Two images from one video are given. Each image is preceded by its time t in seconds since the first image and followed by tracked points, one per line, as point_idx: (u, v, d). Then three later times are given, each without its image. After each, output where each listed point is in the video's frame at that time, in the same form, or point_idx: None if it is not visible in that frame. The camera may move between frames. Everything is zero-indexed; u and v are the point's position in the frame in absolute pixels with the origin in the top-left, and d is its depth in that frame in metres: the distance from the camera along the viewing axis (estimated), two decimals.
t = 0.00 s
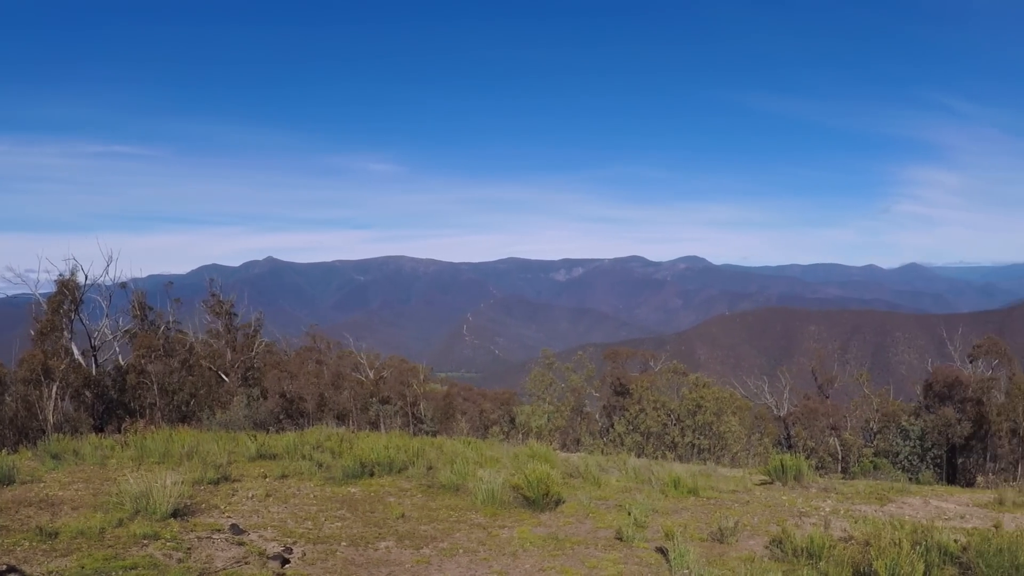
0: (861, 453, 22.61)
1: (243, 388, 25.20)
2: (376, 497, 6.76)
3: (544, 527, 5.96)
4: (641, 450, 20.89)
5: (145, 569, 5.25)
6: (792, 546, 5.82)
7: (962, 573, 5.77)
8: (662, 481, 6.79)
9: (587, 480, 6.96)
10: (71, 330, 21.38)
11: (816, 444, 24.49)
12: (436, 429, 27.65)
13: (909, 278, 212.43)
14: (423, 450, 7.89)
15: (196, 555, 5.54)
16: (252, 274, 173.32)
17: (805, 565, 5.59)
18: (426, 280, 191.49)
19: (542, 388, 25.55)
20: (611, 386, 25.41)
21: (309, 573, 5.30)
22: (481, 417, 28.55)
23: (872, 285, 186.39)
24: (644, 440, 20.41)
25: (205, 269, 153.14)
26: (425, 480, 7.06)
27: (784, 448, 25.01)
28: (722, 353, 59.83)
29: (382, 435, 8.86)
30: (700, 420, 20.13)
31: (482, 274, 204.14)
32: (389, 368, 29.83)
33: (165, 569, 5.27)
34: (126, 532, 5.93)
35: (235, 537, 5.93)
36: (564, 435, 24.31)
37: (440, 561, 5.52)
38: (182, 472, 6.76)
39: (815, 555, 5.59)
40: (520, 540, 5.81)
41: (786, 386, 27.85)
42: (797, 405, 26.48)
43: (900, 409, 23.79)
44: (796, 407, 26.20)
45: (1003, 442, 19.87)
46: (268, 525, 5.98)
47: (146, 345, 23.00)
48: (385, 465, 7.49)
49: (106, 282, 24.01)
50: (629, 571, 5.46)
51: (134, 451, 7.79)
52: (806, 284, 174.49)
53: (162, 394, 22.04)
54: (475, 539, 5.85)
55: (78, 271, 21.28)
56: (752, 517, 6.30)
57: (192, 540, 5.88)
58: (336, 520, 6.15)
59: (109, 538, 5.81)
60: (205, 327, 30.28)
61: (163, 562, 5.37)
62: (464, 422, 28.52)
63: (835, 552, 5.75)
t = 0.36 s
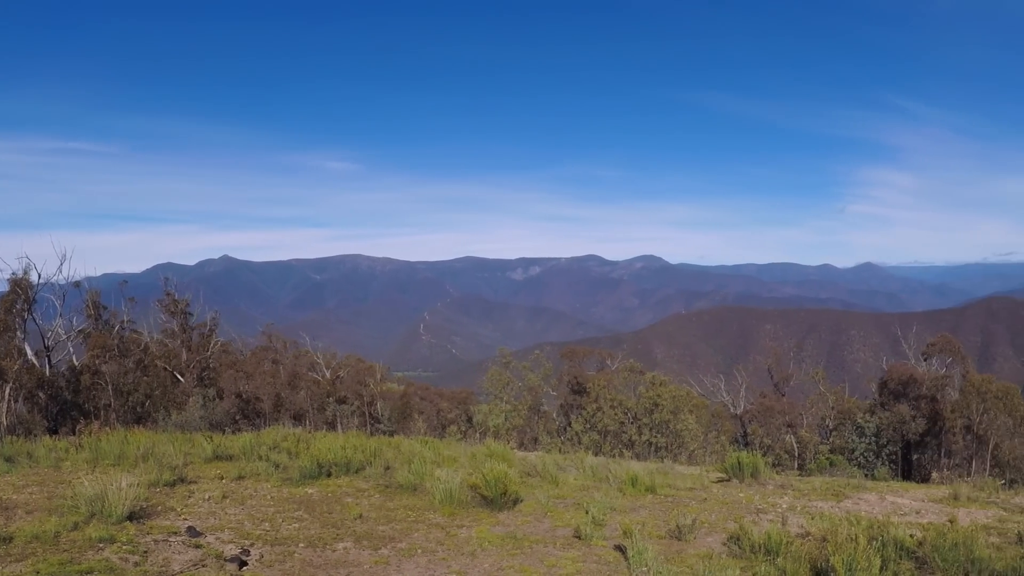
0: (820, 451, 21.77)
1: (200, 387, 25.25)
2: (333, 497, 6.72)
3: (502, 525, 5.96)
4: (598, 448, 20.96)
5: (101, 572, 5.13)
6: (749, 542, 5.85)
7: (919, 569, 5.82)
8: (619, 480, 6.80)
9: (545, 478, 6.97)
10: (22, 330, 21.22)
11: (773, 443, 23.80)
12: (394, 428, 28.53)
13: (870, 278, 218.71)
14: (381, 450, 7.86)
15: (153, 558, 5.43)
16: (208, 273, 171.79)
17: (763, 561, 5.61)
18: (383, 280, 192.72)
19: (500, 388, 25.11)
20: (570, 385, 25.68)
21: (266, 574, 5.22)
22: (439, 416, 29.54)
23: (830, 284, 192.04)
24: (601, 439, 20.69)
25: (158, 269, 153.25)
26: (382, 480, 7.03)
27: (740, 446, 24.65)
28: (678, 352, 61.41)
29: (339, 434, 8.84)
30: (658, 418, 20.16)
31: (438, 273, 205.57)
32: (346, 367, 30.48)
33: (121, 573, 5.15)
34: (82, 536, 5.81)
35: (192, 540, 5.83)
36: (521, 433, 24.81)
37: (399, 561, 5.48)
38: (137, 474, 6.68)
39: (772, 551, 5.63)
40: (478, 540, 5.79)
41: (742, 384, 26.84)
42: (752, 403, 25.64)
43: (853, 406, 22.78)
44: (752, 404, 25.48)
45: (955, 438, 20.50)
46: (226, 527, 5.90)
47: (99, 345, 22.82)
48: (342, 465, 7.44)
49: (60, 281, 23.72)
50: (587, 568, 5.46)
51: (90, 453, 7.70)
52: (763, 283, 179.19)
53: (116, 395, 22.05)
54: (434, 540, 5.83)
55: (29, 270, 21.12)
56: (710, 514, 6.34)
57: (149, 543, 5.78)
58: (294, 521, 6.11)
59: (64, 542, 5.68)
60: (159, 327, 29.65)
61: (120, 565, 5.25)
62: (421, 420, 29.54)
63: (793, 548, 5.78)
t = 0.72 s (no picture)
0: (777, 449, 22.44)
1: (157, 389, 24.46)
2: (293, 497, 6.68)
3: (463, 525, 5.96)
4: (557, 447, 21.07)
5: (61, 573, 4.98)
6: (710, 539, 5.88)
7: (878, 564, 5.88)
8: (580, 478, 6.83)
9: (505, 477, 6.99)
10: None
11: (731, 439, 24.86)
12: (353, 428, 28.63)
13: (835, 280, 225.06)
14: (341, 450, 7.85)
15: (112, 561, 5.28)
16: (165, 275, 171.40)
17: (724, 557, 5.66)
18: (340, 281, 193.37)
19: (460, 386, 25.17)
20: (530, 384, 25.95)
21: None
22: (399, 416, 29.86)
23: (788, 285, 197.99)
24: (562, 438, 20.98)
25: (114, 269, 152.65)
26: (343, 481, 7.00)
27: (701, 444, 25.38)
28: (635, 352, 62.68)
29: (299, 435, 8.87)
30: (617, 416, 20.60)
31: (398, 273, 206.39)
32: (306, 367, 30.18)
33: None
34: (38, 540, 5.64)
35: (151, 543, 5.71)
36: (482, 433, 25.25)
37: (360, 562, 5.44)
38: (94, 477, 6.58)
39: (732, 547, 5.69)
40: (440, 539, 5.78)
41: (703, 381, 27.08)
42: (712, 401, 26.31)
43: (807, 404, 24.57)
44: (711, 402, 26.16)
45: (914, 435, 20.69)
46: (186, 530, 5.80)
47: (56, 346, 24.13)
48: (302, 466, 7.41)
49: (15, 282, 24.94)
50: (549, 567, 5.46)
51: (46, 456, 7.58)
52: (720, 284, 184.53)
53: (73, 396, 23.00)
54: (395, 539, 5.81)
55: None
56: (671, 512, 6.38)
57: (108, 546, 5.64)
58: (254, 522, 6.06)
59: (19, 545, 5.51)
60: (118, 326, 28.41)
61: (77, 569, 5.07)
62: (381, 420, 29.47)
63: (754, 545, 5.83)
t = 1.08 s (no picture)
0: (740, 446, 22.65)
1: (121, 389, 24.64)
2: (255, 498, 6.64)
3: (427, 525, 5.95)
4: (519, 446, 21.05)
5: None
6: (673, 537, 5.93)
7: (840, 559, 5.95)
8: (543, 477, 6.85)
9: (468, 476, 6.99)
10: None
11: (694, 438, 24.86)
12: (315, 429, 28.64)
13: (805, 281, 229.02)
14: (303, 450, 7.83)
15: (73, 564, 5.14)
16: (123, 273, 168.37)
17: (687, 555, 5.72)
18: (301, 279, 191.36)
19: (422, 386, 25.55)
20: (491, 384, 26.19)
21: None
22: (361, 415, 30.25)
23: (751, 283, 201.50)
24: (524, 437, 21.08)
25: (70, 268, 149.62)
26: (305, 481, 6.98)
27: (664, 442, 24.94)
28: (597, 352, 63.13)
29: (259, 436, 8.87)
30: (580, 415, 20.60)
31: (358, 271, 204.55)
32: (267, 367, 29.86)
33: None
34: None
35: (112, 546, 5.59)
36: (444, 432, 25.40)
37: (323, 563, 5.40)
38: (53, 480, 6.49)
39: (695, 545, 5.77)
40: (403, 539, 5.77)
41: (664, 379, 26.75)
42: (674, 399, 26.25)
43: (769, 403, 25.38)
44: (673, 400, 26.05)
45: (874, 433, 21.05)
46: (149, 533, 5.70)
47: (15, 345, 23.32)
48: (263, 466, 7.38)
49: None
50: (512, 566, 5.48)
51: None
52: (682, 283, 187.13)
53: (32, 397, 22.47)
54: (358, 540, 5.78)
55: None
56: (634, 510, 6.41)
57: (68, 549, 5.50)
58: (216, 524, 6.02)
59: None
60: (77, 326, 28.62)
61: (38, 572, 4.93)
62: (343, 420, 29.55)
63: (716, 541, 5.88)
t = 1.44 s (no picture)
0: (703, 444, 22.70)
1: (81, 390, 24.53)
2: (218, 500, 6.59)
3: (392, 525, 5.95)
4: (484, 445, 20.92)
5: None
6: (638, 535, 5.99)
7: (804, 556, 6.03)
8: (508, 476, 6.84)
9: (433, 476, 6.99)
10: None
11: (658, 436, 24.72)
12: (279, 428, 28.40)
13: (779, 281, 231.75)
14: (267, 450, 7.79)
15: (35, 567, 5.03)
16: (85, 272, 165.19)
17: (652, 553, 5.78)
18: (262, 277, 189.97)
19: (386, 385, 25.03)
20: (456, 382, 26.07)
21: None
22: (325, 415, 30.02)
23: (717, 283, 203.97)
24: (489, 436, 20.89)
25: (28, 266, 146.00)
26: (269, 482, 6.97)
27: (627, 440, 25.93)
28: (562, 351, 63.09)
29: (225, 436, 8.88)
30: (545, 414, 20.49)
31: (322, 270, 202.41)
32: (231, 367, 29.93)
33: None
34: None
35: (75, 549, 5.49)
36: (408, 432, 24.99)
37: (288, 564, 5.37)
38: (13, 483, 6.38)
39: (660, 543, 5.83)
40: (368, 539, 5.77)
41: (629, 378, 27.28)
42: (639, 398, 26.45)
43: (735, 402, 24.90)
44: (637, 400, 26.21)
45: (837, 430, 21.22)
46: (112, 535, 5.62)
47: None
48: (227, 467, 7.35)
49: None
50: (478, 565, 5.50)
51: None
52: (645, 282, 188.73)
53: None
54: (324, 540, 5.77)
55: None
56: (599, 509, 6.46)
57: (30, 553, 5.38)
58: (181, 526, 5.95)
59: None
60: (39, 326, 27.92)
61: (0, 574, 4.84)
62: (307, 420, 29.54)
63: (682, 539, 5.94)
